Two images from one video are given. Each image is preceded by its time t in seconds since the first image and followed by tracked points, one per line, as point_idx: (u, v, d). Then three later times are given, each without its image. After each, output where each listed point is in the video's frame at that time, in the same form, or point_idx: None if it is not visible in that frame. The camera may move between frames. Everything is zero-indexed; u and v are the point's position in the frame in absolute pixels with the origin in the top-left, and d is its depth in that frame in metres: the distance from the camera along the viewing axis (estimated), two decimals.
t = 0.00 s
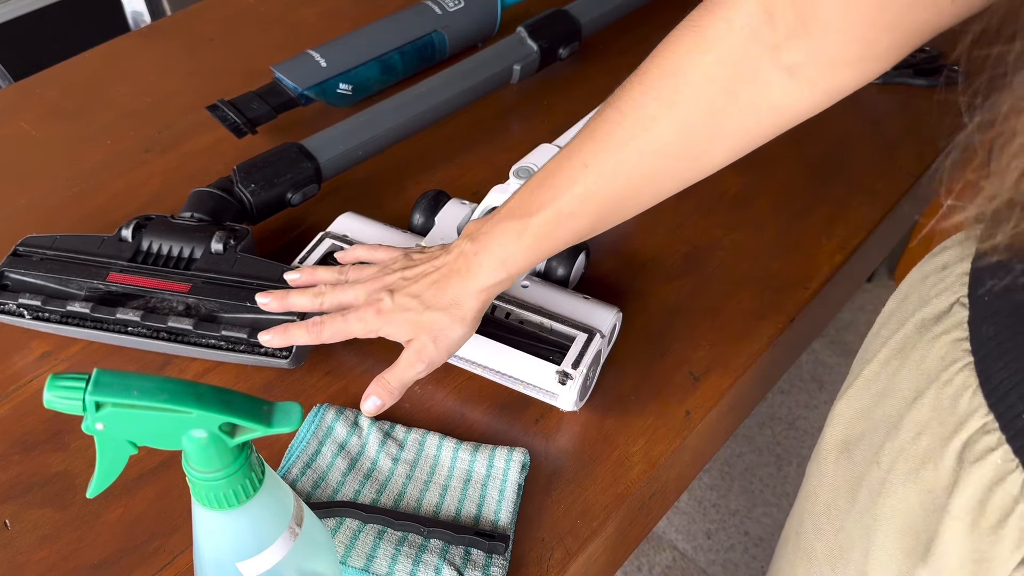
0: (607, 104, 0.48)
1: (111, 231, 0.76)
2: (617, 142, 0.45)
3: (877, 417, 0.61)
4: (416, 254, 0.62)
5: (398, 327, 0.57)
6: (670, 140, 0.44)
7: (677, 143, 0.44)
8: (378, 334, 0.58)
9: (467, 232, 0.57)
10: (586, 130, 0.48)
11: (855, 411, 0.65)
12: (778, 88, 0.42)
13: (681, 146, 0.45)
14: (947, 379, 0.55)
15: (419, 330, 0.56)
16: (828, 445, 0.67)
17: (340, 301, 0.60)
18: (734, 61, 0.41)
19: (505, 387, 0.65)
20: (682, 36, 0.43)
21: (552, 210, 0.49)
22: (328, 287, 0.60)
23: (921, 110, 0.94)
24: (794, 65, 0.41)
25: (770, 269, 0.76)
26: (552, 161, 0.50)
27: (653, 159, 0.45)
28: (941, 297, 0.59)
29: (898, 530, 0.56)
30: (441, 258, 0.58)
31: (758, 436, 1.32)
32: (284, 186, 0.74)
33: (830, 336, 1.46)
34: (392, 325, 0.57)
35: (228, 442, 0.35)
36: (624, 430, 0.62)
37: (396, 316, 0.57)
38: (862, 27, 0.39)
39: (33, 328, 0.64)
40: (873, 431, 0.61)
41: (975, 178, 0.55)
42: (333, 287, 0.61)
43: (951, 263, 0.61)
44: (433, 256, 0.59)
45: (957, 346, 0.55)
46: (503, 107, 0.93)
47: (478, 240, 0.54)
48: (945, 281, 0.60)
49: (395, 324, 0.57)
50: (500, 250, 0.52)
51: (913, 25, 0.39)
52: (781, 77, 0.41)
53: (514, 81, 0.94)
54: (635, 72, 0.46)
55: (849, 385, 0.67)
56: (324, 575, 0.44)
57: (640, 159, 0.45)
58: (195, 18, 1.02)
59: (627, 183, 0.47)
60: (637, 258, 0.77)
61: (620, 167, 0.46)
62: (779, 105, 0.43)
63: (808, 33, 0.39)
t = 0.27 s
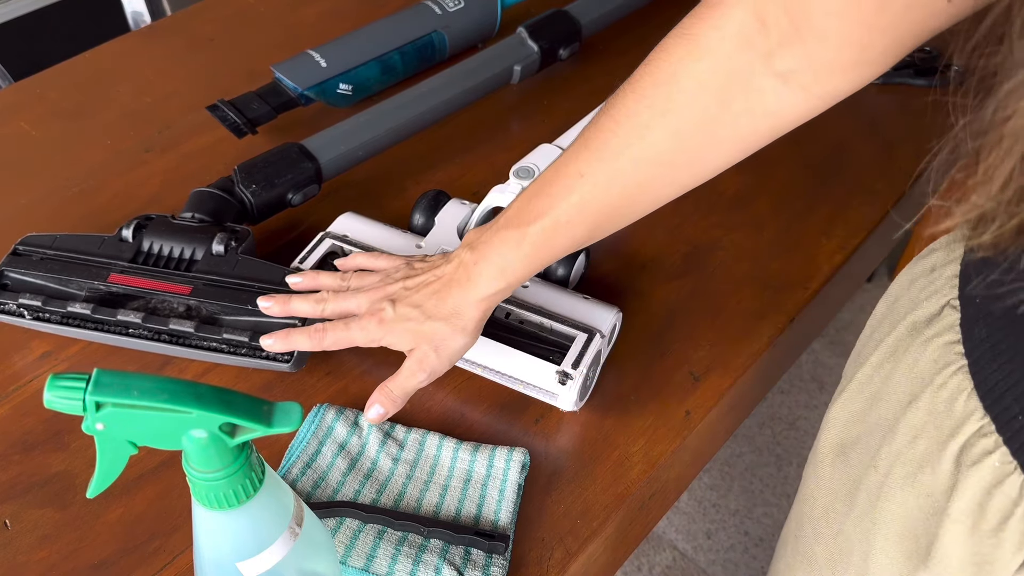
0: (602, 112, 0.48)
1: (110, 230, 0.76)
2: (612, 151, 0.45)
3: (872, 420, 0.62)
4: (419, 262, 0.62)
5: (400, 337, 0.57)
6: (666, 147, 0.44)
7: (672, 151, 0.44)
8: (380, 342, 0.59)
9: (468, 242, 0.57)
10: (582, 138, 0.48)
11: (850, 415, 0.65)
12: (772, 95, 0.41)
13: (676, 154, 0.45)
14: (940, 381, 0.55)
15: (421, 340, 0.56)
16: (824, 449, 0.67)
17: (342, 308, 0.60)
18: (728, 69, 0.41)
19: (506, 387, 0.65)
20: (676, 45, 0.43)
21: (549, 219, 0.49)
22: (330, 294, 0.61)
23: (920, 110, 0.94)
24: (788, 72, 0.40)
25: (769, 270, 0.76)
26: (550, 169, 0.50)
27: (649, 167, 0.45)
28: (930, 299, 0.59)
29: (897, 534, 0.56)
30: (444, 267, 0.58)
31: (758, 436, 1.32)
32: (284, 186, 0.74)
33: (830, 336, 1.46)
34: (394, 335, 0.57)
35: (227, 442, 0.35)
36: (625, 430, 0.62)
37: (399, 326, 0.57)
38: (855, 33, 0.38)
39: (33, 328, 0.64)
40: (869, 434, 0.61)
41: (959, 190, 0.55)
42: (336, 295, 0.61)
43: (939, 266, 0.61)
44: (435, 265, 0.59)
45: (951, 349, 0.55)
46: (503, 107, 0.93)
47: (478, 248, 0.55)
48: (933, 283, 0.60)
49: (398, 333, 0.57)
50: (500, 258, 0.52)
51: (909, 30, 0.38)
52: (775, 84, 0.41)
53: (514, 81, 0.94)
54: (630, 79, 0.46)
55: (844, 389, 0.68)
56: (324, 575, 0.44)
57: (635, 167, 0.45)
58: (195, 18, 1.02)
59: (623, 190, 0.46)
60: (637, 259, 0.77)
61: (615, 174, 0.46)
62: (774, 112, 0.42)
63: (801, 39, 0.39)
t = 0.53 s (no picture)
0: (590, 116, 0.47)
1: (110, 231, 0.76)
2: (603, 158, 0.45)
3: (885, 438, 0.61)
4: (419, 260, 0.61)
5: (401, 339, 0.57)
6: (657, 154, 0.44)
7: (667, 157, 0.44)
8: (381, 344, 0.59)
9: (462, 243, 0.56)
10: (571, 141, 0.47)
11: (862, 430, 0.65)
12: (768, 103, 0.41)
13: (669, 159, 0.44)
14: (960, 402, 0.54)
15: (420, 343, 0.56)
16: (835, 464, 0.67)
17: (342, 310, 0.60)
18: (721, 77, 0.41)
19: (505, 388, 0.65)
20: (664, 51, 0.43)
21: (540, 225, 0.49)
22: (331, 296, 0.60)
23: (921, 111, 0.94)
24: (784, 81, 0.40)
25: (769, 270, 0.76)
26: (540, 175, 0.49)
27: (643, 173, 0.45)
28: (946, 316, 0.59)
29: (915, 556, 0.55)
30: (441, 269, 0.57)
31: (758, 436, 1.32)
32: (284, 187, 0.74)
33: (830, 336, 1.46)
34: (393, 337, 0.57)
35: (227, 442, 0.35)
36: (625, 430, 0.62)
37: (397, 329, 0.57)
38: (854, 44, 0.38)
39: (33, 328, 0.64)
40: (884, 451, 0.61)
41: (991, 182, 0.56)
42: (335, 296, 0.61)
43: (952, 281, 0.61)
44: (432, 265, 0.59)
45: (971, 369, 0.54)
46: (503, 107, 0.93)
47: (469, 253, 0.54)
48: (948, 301, 0.60)
49: (397, 336, 0.57)
50: (492, 264, 0.52)
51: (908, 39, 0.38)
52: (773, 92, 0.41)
53: (514, 82, 0.95)
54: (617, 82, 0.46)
55: (856, 403, 0.67)
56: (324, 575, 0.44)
57: (627, 174, 0.45)
58: (195, 18, 1.02)
59: (615, 196, 0.46)
60: (637, 259, 0.77)
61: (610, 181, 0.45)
62: (767, 119, 0.42)
63: (799, 49, 0.39)
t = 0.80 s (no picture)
0: (586, 128, 0.44)
1: (110, 231, 0.76)
2: (600, 175, 0.42)
3: (908, 461, 0.63)
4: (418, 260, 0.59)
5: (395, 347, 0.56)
6: (659, 175, 0.42)
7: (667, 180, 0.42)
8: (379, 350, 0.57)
9: (453, 249, 0.54)
10: (565, 153, 0.45)
11: (882, 452, 0.67)
12: (783, 129, 0.40)
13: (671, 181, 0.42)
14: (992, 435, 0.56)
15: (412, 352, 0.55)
16: (852, 483, 0.69)
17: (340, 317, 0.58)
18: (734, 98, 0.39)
19: (505, 388, 0.65)
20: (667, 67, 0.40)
21: (534, 239, 0.46)
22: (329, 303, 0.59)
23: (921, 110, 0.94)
24: (802, 109, 0.39)
25: (769, 270, 0.76)
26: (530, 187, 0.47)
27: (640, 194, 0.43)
28: (976, 345, 0.62)
29: None
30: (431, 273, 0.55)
31: (758, 436, 1.32)
32: (284, 186, 0.74)
33: (830, 336, 1.46)
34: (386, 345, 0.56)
35: (227, 442, 0.35)
36: (625, 430, 0.62)
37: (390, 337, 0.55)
38: (881, 76, 0.37)
39: (32, 328, 0.64)
40: (906, 476, 0.63)
41: None
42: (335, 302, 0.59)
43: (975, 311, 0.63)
44: (425, 270, 0.56)
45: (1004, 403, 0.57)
46: (503, 107, 0.93)
47: (460, 262, 0.52)
48: (977, 331, 0.62)
49: (390, 343, 0.55)
50: (484, 274, 0.49)
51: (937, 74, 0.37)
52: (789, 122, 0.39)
53: (514, 81, 0.94)
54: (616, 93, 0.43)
55: (874, 425, 0.68)
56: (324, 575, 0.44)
57: (625, 194, 0.43)
58: (195, 18, 1.02)
59: (612, 217, 0.44)
60: (637, 258, 0.77)
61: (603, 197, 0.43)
62: (782, 146, 0.41)
63: (822, 75, 0.37)
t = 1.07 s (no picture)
0: (584, 132, 0.43)
1: (110, 231, 0.76)
2: (594, 181, 0.41)
3: (940, 483, 0.64)
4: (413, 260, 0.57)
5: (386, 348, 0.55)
6: (658, 188, 0.40)
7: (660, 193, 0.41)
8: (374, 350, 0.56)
9: (443, 249, 0.53)
10: (563, 158, 0.44)
11: (911, 472, 0.68)
12: (789, 150, 0.38)
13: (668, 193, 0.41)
14: None
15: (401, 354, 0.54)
16: (878, 502, 0.70)
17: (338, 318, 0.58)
18: (740, 114, 0.37)
19: (505, 388, 0.65)
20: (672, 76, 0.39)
21: (524, 244, 0.45)
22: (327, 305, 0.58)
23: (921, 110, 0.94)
24: (810, 130, 0.37)
25: (769, 270, 0.76)
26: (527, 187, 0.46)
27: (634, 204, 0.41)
28: (1013, 370, 0.63)
29: None
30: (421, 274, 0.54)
31: (758, 436, 1.32)
32: (284, 186, 0.74)
33: (830, 336, 1.45)
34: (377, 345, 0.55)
35: (227, 442, 0.35)
36: (625, 430, 0.62)
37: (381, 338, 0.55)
38: (897, 99, 0.35)
39: (32, 328, 0.64)
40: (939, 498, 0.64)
41: None
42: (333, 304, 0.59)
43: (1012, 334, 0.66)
44: (416, 270, 0.55)
45: None
46: (503, 107, 0.93)
47: (448, 261, 0.51)
48: (1014, 356, 0.64)
49: (381, 344, 0.55)
50: (471, 276, 0.48)
51: (959, 99, 0.35)
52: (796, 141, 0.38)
53: (513, 81, 0.94)
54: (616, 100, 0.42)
55: (904, 445, 0.70)
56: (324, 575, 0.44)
57: (618, 204, 0.41)
58: (195, 18, 1.02)
59: (605, 227, 0.43)
60: (636, 258, 0.77)
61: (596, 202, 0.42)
62: (789, 166, 0.39)
63: (833, 94, 0.35)
